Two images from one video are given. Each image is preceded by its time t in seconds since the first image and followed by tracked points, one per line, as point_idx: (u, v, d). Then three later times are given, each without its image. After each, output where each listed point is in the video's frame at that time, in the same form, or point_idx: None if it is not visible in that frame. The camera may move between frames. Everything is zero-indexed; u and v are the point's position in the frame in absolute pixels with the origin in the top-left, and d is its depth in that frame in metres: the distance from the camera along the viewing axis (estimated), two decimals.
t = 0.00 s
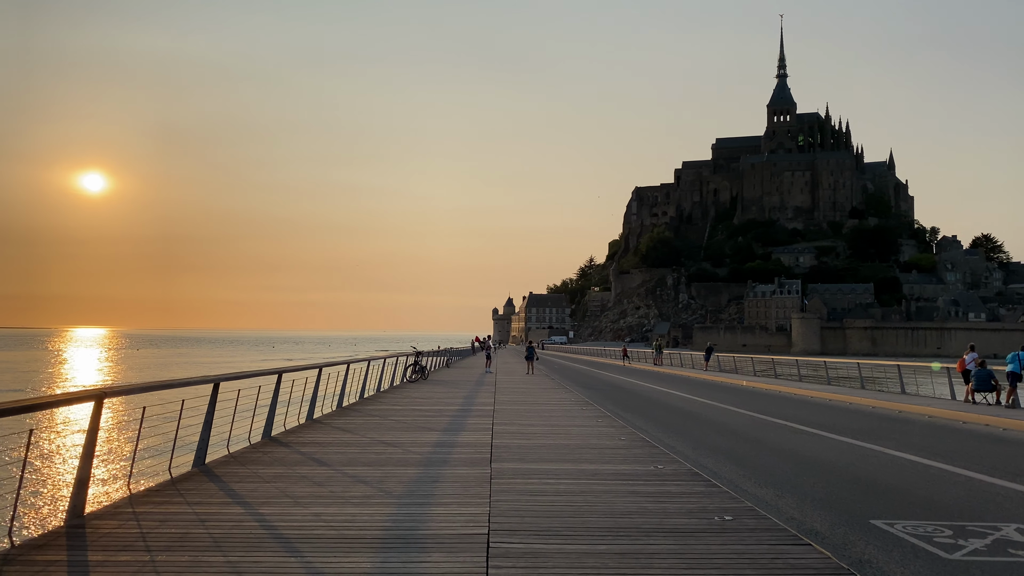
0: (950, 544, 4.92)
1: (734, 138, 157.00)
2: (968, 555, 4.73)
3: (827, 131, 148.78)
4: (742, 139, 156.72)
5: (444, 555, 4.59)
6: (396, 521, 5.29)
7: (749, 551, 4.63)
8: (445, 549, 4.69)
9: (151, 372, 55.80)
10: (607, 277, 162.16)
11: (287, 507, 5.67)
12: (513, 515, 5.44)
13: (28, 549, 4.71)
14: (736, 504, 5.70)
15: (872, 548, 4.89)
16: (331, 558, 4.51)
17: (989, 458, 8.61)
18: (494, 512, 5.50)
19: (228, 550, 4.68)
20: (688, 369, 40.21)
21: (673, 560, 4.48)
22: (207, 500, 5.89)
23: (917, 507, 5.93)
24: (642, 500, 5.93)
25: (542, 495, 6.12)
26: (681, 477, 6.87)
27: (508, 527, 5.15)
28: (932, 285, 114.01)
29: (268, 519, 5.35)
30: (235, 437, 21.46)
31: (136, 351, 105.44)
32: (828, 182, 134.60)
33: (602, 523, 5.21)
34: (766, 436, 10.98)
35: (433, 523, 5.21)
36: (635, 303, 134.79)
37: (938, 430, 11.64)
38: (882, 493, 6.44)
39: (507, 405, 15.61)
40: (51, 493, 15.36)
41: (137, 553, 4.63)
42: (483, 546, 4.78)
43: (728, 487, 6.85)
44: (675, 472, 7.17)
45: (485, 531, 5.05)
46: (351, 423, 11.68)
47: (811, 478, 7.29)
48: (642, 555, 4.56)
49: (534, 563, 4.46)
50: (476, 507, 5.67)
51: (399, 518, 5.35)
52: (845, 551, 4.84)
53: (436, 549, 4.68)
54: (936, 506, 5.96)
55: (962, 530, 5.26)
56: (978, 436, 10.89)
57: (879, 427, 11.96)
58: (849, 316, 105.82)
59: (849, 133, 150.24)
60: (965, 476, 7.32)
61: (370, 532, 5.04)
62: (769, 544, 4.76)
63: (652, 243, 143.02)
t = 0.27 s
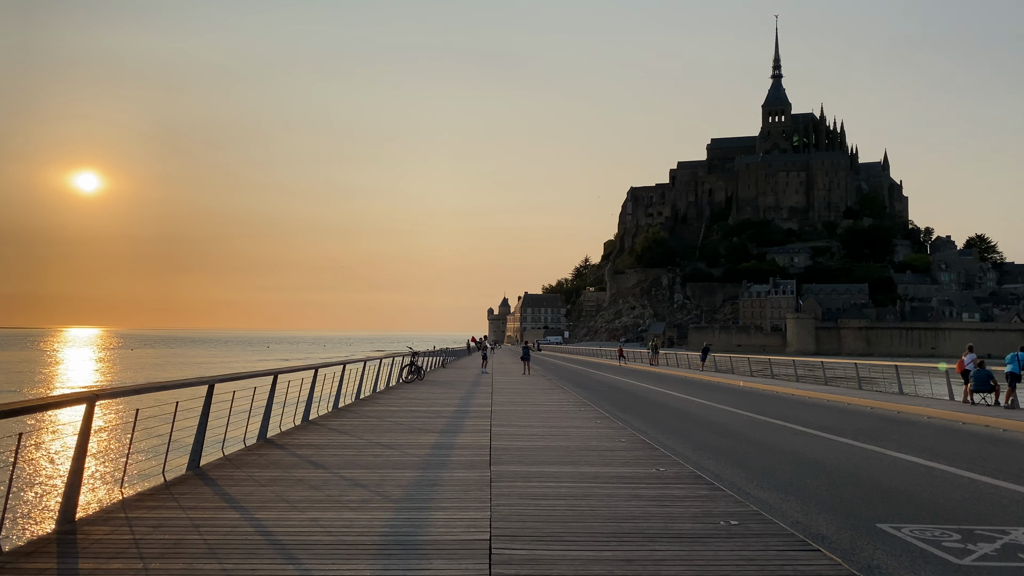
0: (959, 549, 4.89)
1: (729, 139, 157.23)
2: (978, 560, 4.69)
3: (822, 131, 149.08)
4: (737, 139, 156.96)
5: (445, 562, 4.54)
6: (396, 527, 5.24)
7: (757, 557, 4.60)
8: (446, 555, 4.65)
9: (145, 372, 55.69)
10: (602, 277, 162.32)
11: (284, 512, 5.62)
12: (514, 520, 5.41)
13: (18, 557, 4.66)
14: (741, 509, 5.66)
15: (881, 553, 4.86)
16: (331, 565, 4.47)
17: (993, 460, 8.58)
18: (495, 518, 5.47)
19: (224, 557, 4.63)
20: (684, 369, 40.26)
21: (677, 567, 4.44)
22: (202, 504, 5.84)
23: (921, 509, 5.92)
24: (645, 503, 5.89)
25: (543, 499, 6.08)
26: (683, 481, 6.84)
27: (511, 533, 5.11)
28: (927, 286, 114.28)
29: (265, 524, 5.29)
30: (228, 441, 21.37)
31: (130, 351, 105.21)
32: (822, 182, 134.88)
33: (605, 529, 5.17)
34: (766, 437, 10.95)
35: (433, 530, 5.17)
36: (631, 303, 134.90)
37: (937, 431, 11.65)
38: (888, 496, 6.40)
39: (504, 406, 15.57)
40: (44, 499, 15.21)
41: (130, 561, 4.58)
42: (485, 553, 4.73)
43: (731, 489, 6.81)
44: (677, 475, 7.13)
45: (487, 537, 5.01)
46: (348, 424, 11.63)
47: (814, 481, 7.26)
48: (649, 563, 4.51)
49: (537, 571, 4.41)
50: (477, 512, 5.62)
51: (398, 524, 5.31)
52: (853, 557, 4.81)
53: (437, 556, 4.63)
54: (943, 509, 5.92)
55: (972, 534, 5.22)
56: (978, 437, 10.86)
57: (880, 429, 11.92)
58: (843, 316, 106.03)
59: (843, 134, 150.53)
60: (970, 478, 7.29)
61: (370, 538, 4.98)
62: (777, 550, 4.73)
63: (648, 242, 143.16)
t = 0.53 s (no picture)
0: (966, 552, 4.87)
1: (724, 139, 157.44)
2: (984, 563, 4.66)
3: (816, 132, 149.37)
4: (731, 140, 157.17)
5: (445, 568, 4.50)
6: (394, 531, 5.19)
7: (764, 561, 4.57)
8: (445, 563, 4.59)
9: (140, 373, 55.46)
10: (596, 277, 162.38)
11: (280, 516, 5.56)
12: (515, 523, 5.38)
13: (6, 564, 4.60)
14: (743, 513, 5.64)
15: (887, 557, 4.84)
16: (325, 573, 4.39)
17: (994, 462, 8.56)
18: (495, 522, 5.43)
19: (216, 564, 4.59)
20: (680, 370, 40.33)
21: (681, 572, 4.40)
22: (195, 508, 5.79)
23: (924, 511, 5.90)
24: (646, 506, 5.86)
25: (541, 501, 6.05)
26: (684, 483, 6.80)
27: (510, 537, 5.06)
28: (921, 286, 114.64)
29: (259, 529, 5.23)
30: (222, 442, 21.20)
31: (122, 351, 104.89)
32: (817, 182, 135.17)
33: (606, 533, 5.13)
34: (766, 438, 10.92)
35: (432, 534, 5.13)
36: (625, 304, 135.02)
37: (934, 432, 11.70)
38: (891, 500, 6.37)
39: (500, 406, 15.53)
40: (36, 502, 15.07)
41: (120, 567, 4.54)
42: (485, 558, 4.69)
43: (733, 492, 6.77)
44: (677, 477, 7.10)
45: (487, 541, 4.97)
46: (344, 425, 11.59)
47: (815, 483, 7.24)
48: (653, 567, 4.49)
49: None
50: (477, 515, 5.59)
51: (396, 528, 5.26)
52: (858, 560, 4.79)
53: (436, 563, 4.58)
54: (944, 511, 5.91)
55: (977, 536, 5.20)
56: (977, 438, 10.88)
57: (877, 429, 11.95)
58: (838, 316, 106.26)
59: (838, 134, 150.84)
60: (972, 479, 7.28)
61: (367, 542, 4.95)
62: (785, 554, 4.70)
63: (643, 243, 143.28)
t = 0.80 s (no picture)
0: (969, 554, 4.85)
1: (718, 139, 157.61)
2: (991, 567, 4.63)
3: (810, 132, 149.66)
4: (726, 140, 157.37)
5: (440, 571, 4.48)
6: (388, 534, 5.16)
7: (766, 565, 4.54)
8: (440, 568, 4.56)
9: (132, 374, 55.14)
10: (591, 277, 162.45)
11: (271, 520, 5.51)
12: (512, 526, 5.35)
13: None
14: (746, 516, 5.60)
15: (890, 560, 4.82)
16: None
17: (995, 462, 8.54)
18: (490, 525, 5.39)
19: (203, 569, 4.54)
20: (675, 370, 40.33)
21: None
22: (183, 511, 5.75)
23: (928, 513, 5.86)
24: (643, 509, 5.83)
25: (537, 503, 6.01)
26: (684, 485, 6.77)
27: (507, 541, 5.02)
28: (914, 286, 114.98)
29: (248, 533, 5.19)
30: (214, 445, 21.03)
31: (114, 351, 104.53)
32: (810, 183, 135.47)
33: (603, 536, 5.10)
34: (764, 438, 10.89)
35: (427, 537, 5.08)
36: (620, 303, 135.04)
37: (933, 431, 11.70)
38: (895, 501, 6.33)
39: (495, 406, 15.51)
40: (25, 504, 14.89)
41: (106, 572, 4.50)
42: (481, 564, 4.64)
43: (733, 493, 6.74)
44: (677, 479, 7.06)
45: (482, 545, 4.93)
46: (337, 426, 11.54)
47: (815, 484, 7.21)
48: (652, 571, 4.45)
49: None
50: (472, 518, 5.56)
51: (390, 532, 5.21)
52: (862, 563, 4.76)
53: (431, 566, 4.56)
54: (947, 512, 5.89)
55: (982, 538, 5.17)
56: (975, 437, 10.89)
57: (875, 429, 11.95)
58: (832, 316, 106.46)
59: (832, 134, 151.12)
60: (973, 480, 7.26)
61: (360, 546, 4.91)
62: (785, 558, 4.66)
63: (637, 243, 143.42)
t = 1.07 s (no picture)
0: (971, 561, 4.81)
1: (711, 140, 157.83)
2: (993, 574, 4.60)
3: (803, 133, 150.00)
4: (719, 140, 157.60)
5: None
6: (376, 542, 5.11)
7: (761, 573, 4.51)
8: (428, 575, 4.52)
9: (125, 374, 54.93)
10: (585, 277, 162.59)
11: (257, 526, 5.46)
12: (504, 533, 5.31)
13: None
14: (746, 521, 5.56)
15: (891, 567, 4.78)
16: None
17: (994, 464, 8.52)
18: (484, 533, 5.33)
19: None
20: (669, 370, 40.39)
21: None
22: (167, 518, 5.68)
23: (927, 518, 5.85)
24: (640, 514, 5.80)
25: (528, 510, 5.96)
26: (681, 489, 6.73)
27: (499, 549, 4.98)
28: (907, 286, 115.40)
29: (233, 541, 5.13)
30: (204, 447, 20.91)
31: (107, 351, 104.24)
32: (803, 184, 135.77)
33: (600, 543, 5.07)
34: (760, 440, 10.91)
35: (416, 544, 5.03)
36: (614, 304, 135.15)
37: (928, 433, 11.73)
38: (890, 504, 6.34)
39: (489, 408, 15.47)
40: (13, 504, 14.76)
41: None
42: (471, 572, 4.60)
43: (729, 497, 6.73)
44: (672, 482, 7.03)
45: (472, 555, 4.88)
46: (328, 428, 11.49)
47: (813, 487, 7.18)
48: None
49: None
50: (464, 524, 5.52)
51: (380, 538, 5.19)
52: (863, 570, 4.72)
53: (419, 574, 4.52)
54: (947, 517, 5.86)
55: (984, 544, 5.13)
56: (972, 439, 10.90)
57: (871, 431, 11.96)
58: (825, 316, 106.76)
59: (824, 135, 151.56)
60: (970, 484, 7.25)
61: (349, 555, 4.85)
62: (780, 566, 4.62)
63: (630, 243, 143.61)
